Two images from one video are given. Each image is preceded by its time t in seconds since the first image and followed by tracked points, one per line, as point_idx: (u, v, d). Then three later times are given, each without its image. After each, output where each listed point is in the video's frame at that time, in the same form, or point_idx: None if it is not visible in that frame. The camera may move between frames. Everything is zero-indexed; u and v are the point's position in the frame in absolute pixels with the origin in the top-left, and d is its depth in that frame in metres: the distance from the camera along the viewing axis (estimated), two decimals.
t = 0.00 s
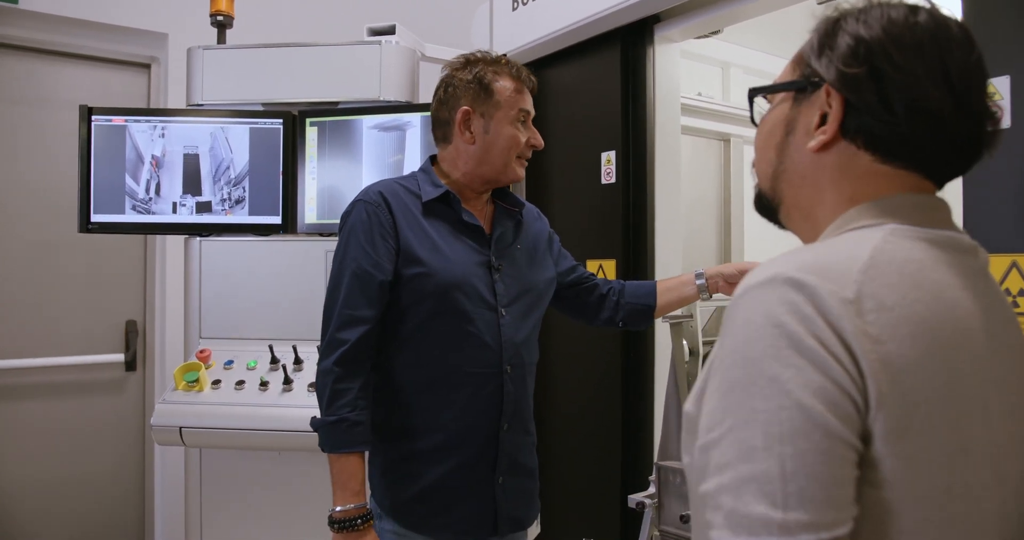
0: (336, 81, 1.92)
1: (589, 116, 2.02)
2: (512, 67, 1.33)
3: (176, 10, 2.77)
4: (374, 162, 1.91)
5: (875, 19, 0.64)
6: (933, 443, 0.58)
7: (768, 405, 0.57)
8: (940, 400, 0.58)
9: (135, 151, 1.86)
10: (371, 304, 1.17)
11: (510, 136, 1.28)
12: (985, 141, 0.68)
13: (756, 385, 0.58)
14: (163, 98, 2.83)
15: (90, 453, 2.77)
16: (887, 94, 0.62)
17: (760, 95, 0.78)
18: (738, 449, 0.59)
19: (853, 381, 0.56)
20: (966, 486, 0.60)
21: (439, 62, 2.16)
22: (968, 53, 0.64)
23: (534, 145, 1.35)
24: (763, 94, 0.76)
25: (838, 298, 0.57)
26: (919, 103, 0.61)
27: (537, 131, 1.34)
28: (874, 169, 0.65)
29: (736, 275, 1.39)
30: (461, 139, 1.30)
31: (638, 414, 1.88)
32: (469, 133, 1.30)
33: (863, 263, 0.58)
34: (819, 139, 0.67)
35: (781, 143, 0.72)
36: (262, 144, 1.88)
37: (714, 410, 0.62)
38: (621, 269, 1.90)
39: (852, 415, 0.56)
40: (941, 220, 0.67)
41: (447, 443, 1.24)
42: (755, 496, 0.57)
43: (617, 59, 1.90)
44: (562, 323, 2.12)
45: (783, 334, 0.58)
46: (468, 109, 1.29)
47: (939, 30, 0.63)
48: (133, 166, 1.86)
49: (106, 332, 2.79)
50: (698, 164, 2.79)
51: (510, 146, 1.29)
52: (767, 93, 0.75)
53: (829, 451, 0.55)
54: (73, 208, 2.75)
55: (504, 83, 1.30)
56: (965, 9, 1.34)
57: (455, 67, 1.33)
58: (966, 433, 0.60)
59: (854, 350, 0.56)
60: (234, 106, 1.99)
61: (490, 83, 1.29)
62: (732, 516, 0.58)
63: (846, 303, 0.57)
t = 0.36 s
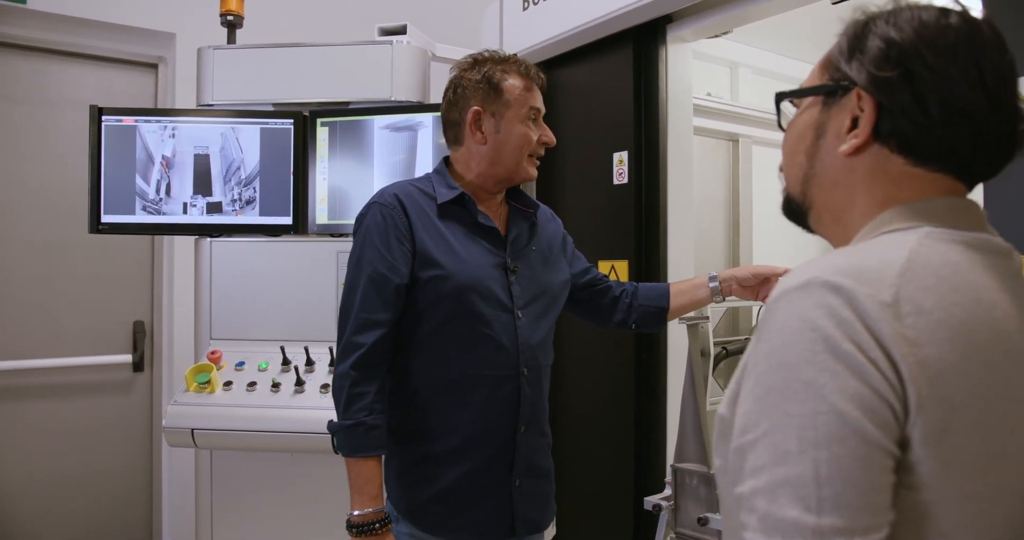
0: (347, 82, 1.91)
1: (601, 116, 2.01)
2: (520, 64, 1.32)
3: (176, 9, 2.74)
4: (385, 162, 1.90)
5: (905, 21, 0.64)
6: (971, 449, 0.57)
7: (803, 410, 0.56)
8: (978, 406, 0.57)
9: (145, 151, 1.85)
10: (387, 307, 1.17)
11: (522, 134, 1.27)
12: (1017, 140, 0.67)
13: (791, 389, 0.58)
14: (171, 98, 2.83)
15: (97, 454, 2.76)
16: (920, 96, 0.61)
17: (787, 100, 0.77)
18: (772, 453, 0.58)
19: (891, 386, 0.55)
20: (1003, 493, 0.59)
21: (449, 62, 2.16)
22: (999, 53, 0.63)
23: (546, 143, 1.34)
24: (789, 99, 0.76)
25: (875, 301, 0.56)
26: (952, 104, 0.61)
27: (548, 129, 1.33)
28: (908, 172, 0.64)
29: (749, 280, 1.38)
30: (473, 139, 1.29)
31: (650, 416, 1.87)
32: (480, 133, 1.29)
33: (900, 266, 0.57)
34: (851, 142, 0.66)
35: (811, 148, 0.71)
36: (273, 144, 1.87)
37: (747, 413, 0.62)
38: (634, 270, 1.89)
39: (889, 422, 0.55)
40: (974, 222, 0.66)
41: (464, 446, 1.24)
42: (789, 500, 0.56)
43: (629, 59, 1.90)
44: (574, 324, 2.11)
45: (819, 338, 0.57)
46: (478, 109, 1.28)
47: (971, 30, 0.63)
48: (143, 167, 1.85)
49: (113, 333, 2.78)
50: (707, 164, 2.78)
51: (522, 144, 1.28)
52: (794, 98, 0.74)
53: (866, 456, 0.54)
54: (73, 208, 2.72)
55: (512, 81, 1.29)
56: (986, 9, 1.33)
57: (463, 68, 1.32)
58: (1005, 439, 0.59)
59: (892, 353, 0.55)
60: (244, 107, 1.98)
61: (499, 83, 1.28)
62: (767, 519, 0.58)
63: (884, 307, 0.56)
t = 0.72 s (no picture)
0: (357, 82, 1.91)
1: (611, 116, 2.01)
2: (527, 62, 1.32)
3: (176, 10, 2.72)
4: (396, 162, 1.90)
5: (936, 23, 0.63)
6: (1004, 449, 0.57)
7: (835, 409, 0.56)
8: (1011, 406, 0.57)
9: (155, 151, 1.85)
10: (404, 307, 1.16)
11: (530, 129, 1.26)
12: None
13: (822, 388, 0.57)
14: (178, 98, 2.82)
15: (104, 455, 2.76)
16: (951, 99, 0.60)
17: (810, 102, 0.76)
18: (802, 452, 0.58)
19: (923, 384, 0.55)
20: None
21: (458, 62, 2.15)
22: None
23: (558, 139, 1.33)
24: (814, 100, 0.75)
25: (906, 301, 0.56)
26: (983, 107, 0.60)
27: (560, 124, 1.31)
28: (935, 176, 0.64)
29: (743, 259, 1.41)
30: (482, 138, 1.29)
31: (662, 419, 1.87)
32: (489, 131, 1.29)
33: (931, 266, 0.57)
34: (879, 146, 0.65)
35: (838, 152, 0.71)
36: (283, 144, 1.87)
37: (778, 411, 0.62)
38: (645, 270, 1.89)
39: (921, 421, 0.54)
40: (1004, 224, 0.65)
41: (480, 448, 1.23)
42: (821, 497, 0.56)
43: (640, 59, 1.89)
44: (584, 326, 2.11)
45: (850, 337, 0.57)
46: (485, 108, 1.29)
47: (1003, 32, 0.62)
48: (153, 167, 1.85)
49: (120, 333, 2.78)
50: (715, 165, 2.78)
51: (531, 140, 1.27)
52: (819, 101, 0.73)
53: (898, 454, 0.53)
54: (73, 208, 2.71)
55: (519, 78, 1.28)
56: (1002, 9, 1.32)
57: (471, 68, 1.32)
58: None
59: (924, 352, 0.55)
60: (254, 107, 1.98)
61: (506, 80, 1.28)
62: (797, 517, 0.57)
63: (916, 306, 0.56)
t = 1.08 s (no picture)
0: (356, 83, 1.89)
1: (612, 117, 1.99)
2: (502, 56, 1.32)
3: (176, 10, 2.71)
4: (395, 164, 1.88)
5: (936, 21, 0.62)
6: (1011, 462, 0.56)
7: (838, 421, 0.55)
8: (1018, 417, 0.56)
9: (153, 153, 1.84)
10: (404, 309, 1.15)
11: (512, 115, 1.24)
12: None
13: (825, 399, 0.56)
14: (176, 98, 2.81)
15: (102, 458, 2.74)
16: (953, 100, 0.59)
17: (809, 103, 0.75)
18: (804, 464, 0.57)
19: (929, 396, 0.54)
20: None
21: (458, 62, 2.14)
22: None
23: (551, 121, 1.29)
24: (813, 102, 0.74)
25: (911, 309, 0.55)
26: (985, 106, 0.59)
27: (546, 105, 1.28)
28: (938, 178, 0.63)
29: (739, 271, 1.42)
30: (474, 139, 1.30)
31: (663, 422, 1.86)
32: (478, 131, 1.30)
33: (936, 273, 0.56)
34: (880, 148, 0.64)
35: (838, 154, 0.70)
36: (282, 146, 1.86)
37: (779, 421, 0.60)
38: (645, 272, 1.88)
39: (927, 434, 0.53)
40: (1008, 226, 0.64)
41: (479, 453, 1.22)
42: (824, 513, 0.55)
43: (640, 60, 1.88)
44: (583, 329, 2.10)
45: (854, 346, 0.55)
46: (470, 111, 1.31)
47: (1004, 28, 0.61)
48: (151, 168, 1.84)
49: (118, 335, 2.77)
50: (716, 165, 2.77)
51: (514, 125, 1.24)
52: (818, 102, 0.72)
53: (904, 468, 0.52)
54: (71, 209, 2.70)
55: (494, 74, 1.29)
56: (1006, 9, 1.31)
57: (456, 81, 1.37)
58: None
59: (929, 362, 0.54)
60: (252, 108, 1.97)
61: (483, 80, 1.29)
62: (800, 532, 0.56)
63: (921, 314, 0.54)
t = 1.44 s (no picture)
0: (341, 82, 1.88)
1: (600, 116, 1.98)
2: (536, 67, 1.28)
3: (176, 10, 2.72)
4: (381, 163, 1.87)
5: (914, 16, 0.61)
6: (983, 471, 0.54)
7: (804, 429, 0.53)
8: (991, 426, 0.54)
9: (137, 152, 1.82)
10: (381, 311, 1.14)
11: (526, 138, 1.23)
12: None
13: (790, 406, 0.55)
14: (165, 98, 2.79)
15: (91, 460, 2.73)
16: (928, 96, 0.58)
17: (785, 99, 0.74)
18: (769, 473, 0.56)
19: (897, 404, 0.52)
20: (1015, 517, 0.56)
21: (446, 61, 2.13)
22: (1012, 46, 0.61)
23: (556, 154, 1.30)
24: (789, 98, 0.72)
25: (880, 313, 0.53)
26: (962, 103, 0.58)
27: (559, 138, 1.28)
28: (914, 177, 0.61)
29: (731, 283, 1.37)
30: (478, 139, 1.26)
31: (650, 424, 1.85)
32: (486, 133, 1.26)
33: (907, 275, 0.54)
34: (855, 146, 0.63)
35: (813, 151, 0.68)
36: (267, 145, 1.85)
37: (745, 428, 0.59)
38: (633, 272, 1.87)
39: (895, 443, 0.52)
40: (986, 227, 0.63)
41: (456, 458, 1.21)
42: (789, 525, 0.53)
43: (628, 59, 1.87)
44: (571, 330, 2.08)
45: (820, 351, 0.54)
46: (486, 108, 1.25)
47: (981, 23, 0.60)
48: (135, 168, 1.82)
49: (107, 336, 2.75)
50: (707, 165, 2.75)
51: (525, 149, 1.24)
52: (793, 98, 0.71)
53: (870, 479, 0.51)
54: (59, 209, 2.68)
55: (525, 84, 1.25)
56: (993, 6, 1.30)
57: (478, 65, 1.29)
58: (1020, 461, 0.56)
59: (897, 369, 0.52)
60: (238, 107, 1.96)
61: (512, 84, 1.24)
62: None
63: (890, 318, 0.53)
